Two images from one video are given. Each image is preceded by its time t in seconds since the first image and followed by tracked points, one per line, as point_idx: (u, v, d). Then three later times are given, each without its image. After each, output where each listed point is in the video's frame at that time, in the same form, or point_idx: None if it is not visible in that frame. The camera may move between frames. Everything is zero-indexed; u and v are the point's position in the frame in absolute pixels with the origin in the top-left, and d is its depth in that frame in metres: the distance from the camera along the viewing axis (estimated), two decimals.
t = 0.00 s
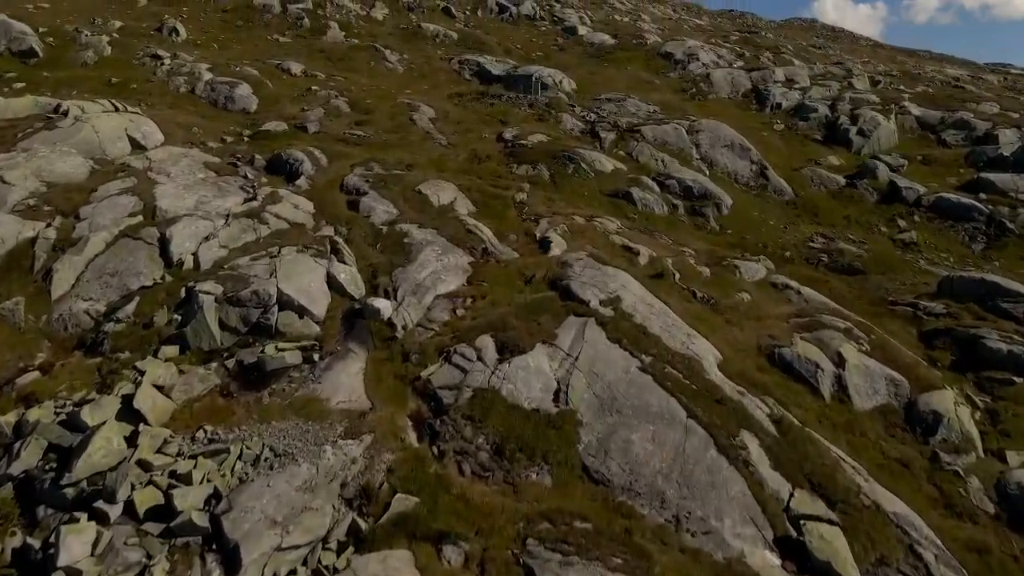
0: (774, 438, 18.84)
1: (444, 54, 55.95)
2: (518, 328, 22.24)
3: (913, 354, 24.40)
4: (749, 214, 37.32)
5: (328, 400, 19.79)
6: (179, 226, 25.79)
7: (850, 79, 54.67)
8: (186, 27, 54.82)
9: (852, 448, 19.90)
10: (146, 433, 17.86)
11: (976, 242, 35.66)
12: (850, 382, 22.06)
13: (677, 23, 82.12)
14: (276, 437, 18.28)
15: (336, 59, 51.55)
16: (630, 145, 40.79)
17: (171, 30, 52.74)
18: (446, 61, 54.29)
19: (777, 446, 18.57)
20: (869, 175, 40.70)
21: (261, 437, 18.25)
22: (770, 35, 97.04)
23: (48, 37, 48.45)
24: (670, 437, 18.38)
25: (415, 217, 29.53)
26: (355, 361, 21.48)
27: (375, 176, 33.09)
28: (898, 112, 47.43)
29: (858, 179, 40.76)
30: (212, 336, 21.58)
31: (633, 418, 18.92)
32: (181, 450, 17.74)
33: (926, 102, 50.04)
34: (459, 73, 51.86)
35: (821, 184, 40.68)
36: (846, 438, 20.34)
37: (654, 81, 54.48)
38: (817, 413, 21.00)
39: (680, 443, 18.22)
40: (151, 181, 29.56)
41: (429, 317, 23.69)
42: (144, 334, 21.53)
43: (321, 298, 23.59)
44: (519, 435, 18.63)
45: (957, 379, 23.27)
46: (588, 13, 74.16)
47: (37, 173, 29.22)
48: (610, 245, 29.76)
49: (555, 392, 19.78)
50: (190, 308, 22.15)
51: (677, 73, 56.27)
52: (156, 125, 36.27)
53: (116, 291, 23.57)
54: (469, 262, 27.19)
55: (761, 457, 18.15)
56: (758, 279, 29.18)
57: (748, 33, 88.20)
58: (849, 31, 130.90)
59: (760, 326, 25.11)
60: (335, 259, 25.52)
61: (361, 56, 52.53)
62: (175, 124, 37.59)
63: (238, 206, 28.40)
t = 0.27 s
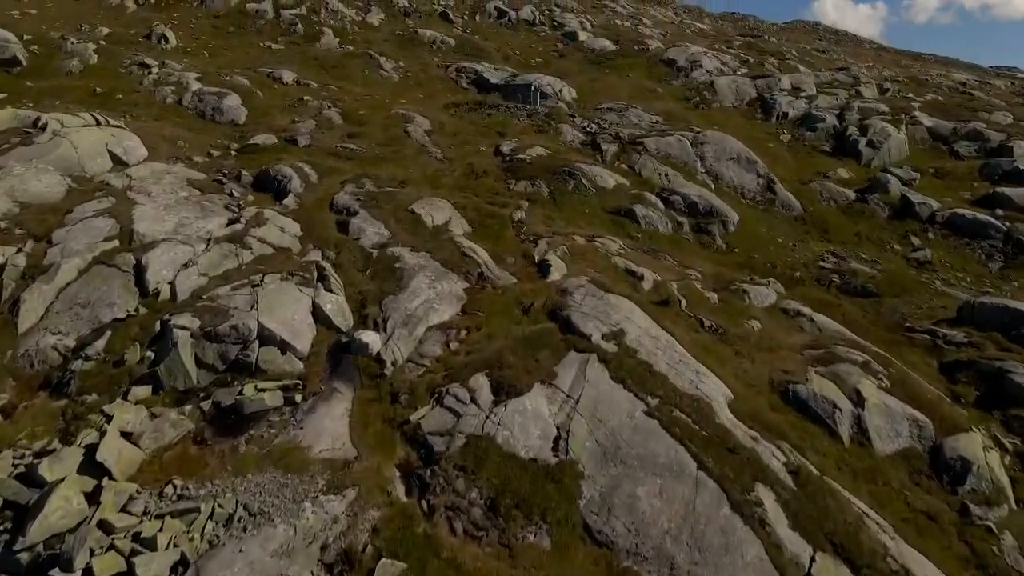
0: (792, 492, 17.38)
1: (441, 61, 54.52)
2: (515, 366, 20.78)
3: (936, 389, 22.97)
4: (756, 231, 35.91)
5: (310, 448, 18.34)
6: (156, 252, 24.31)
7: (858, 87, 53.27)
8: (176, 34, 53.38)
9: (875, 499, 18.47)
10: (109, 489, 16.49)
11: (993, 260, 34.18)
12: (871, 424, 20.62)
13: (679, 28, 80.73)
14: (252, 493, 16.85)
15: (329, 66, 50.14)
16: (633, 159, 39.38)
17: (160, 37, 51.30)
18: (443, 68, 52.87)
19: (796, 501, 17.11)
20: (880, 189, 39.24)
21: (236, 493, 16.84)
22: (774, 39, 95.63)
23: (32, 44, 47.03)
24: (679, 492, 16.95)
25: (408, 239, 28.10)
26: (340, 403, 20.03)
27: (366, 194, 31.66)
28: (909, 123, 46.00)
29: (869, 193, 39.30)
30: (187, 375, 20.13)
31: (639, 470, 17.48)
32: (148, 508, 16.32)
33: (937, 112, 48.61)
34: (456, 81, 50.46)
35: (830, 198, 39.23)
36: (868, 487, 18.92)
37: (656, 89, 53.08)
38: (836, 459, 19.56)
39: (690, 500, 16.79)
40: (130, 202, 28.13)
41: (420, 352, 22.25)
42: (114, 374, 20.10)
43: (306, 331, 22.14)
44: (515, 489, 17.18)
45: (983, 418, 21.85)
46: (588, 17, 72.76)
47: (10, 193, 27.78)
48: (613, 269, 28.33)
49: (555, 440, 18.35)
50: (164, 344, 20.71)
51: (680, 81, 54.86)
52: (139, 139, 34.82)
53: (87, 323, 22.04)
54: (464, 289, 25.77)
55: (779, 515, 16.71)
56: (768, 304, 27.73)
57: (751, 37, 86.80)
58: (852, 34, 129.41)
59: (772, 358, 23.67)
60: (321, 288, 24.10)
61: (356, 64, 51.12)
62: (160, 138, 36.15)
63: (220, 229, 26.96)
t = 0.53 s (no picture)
0: (813, 556, 15.92)
1: (438, 69, 53.10)
2: (512, 409, 19.31)
3: (961, 430, 21.52)
4: (764, 249, 34.46)
5: (288, 505, 16.86)
6: (129, 282, 22.75)
7: (866, 95, 51.85)
8: (165, 40, 51.92)
9: (902, 560, 17.03)
10: (63, 556, 15.04)
11: (1013, 280, 32.69)
12: (895, 472, 19.15)
13: (682, 32, 79.32)
14: (221, 560, 15.39)
15: (322, 75, 48.72)
16: (636, 173, 37.94)
17: (148, 44, 49.86)
18: (439, 76, 51.41)
19: (818, 568, 15.64)
20: (893, 204, 37.70)
21: (203, 560, 15.38)
22: (777, 43, 94.22)
23: (15, 52, 45.58)
24: (689, 558, 15.47)
25: (399, 264, 26.66)
26: (322, 452, 18.56)
27: (357, 214, 30.22)
28: (920, 133, 44.58)
29: (881, 208, 37.84)
30: (156, 421, 18.69)
31: (646, 532, 16.00)
32: None
33: (948, 122, 47.23)
34: (453, 90, 49.02)
35: (841, 214, 37.76)
36: (893, 545, 17.47)
37: (659, 97, 51.64)
38: (858, 513, 18.10)
39: (702, 567, 15.31)
40: (106, 224, 26.63)
41: (410, 391, 20.77)
42: (79, 421, 18.64)
43: (288, 370, 20.66)
44: (511, 554, 15.70)
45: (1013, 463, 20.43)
46: (588, 22, 71.31)
47: None
48: (616, 295, 26.88)
49: (554, 496, 16.86)
50: (133, 387, 19.19)
51: (683, 89, 53.40)
52: (120, 154, 33.33)
53: (53, 361, 20.42)
54: (458, 319, 24.31)
55: None
56: (780, 332, 26.25)
57: (755, 41, 85.36)
58: (856, 37, 127.95)
59: (786, 395, 22.23)
60: (305, 321, 22.63)
61: (350, 73, 49.67)
62: (143, 153, 34.69)
63: (201, 254, 25.51)
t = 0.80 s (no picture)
0: None
1: (434, 76, 51.61)
2: (508, 460, 17.79)
3: (991, 478, 20.06)
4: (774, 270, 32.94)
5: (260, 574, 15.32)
6: (98, 316, 21.10)
7: (875, 104, 50.38)
8: (153, 48, 50.41)
9: None
10: None
11: None
12: (924, 529, 17.64)
13: (684, 36, 77.82)
14: None
15: (315, 83, 47.23)
16: (639, 188, 36.44)
17: (134, 51, 48.36)
18: (435, 84, 49.90)
19: None
20: (907, 221, 36.16)
21: None
22: (781, 47, 92.75)
23: None
24: None
25: (389, 292, 25.16)
26: (300, 509, 17.06)
27: (346, 235, 28.73)
28: (933, 145, 43.10)
29: (894, 225, 36.33)
30: (120, 476, 17.14)
31: None
32: None
33: (961, 132, 45.81)
34: (449, 99, 47.53)
35: (852, 231, 36.25)
36: None
37: (661, 106, 50.14)
38: None
39: None
40: (79, 250, 25.09)
41: (397, 437, 19.25)
42: (36, 476, 17.11)
43: (265, 415, 19.12)
44: None
45: None
46: (589, 27, 69.81)
47: None
48: (619, 324, 25.39)
49: (553, 564, 15.32)
50: (95, 438, 17.66)
51: (686, 98, 51.90)
52: (99, 171, 31.78)
53: (13, 406, 18.62)
54: (452, 353, 22.81)
55: None
56: (793, 365, 24.73)
57: (758, 46, 83.90)
58: (859, 40, 126.50)
59: (802, 438, 20.72)
60: (287, 358, 21.10)
61: (343, 82, 48.19)
62: (124, 169, 33.18)
63: (178, 282, 23.99)
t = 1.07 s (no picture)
0: None
1: (430, 84, 50.09)
2: (503, 523, 16.22)
3: None
4: (784, 292, 31.39)
5: None
6: (62, 355, 19.54)
7: (886, 113, 48.88)
8: (139, 55, 48.87)
9: None
10: None
11: None
12: None
13: (686, 41, 76.26)
14: None
15: (306, 93, 45.69)
16: (642, 204, 34.89)
17: (120, 59, 46.82)
18: (431, 93, 48.37)
19: None
20: (922, 240, 34.60)
21: None
22: (784, 51, 91.23)
23: None
24: None
25: (378, 323, 23.61)
26: None
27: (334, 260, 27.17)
28: (946, 157, 41.57)
29: (909, 244, 34.77)
30: (76, 542, 15.58)
31: None
32: None
33: (975, 144, 44.37)
34: (445, 109, 46.02)
35: (865, 249, 34.68)
36: None
37: (664, 116, 48.64)
38: None
39: None
40: (47, 278, 23.51)
41: (383, 492, 17.64)
42: None
43: (239, 468, 17.53)
44: None
45: None
46: (589, 31, 68.34)
47: None
48: (622, 357, 23.83)
49: None
50: (50, 499, 16.17)
51: (690, 107, 50.41)
52: (75, 189, 30.22)
53: None
54: (443, 393, 21.25)
55: None
56: (809, 402, 23.17)
57: (762, 51, 82.44)
58: (863, 43, 125.04)
59: (822, 488, 19.13)
60: (265, 401, 19.52)
61: (335, 91, 46.67)
62: (102, 187, 31.66)
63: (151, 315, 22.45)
